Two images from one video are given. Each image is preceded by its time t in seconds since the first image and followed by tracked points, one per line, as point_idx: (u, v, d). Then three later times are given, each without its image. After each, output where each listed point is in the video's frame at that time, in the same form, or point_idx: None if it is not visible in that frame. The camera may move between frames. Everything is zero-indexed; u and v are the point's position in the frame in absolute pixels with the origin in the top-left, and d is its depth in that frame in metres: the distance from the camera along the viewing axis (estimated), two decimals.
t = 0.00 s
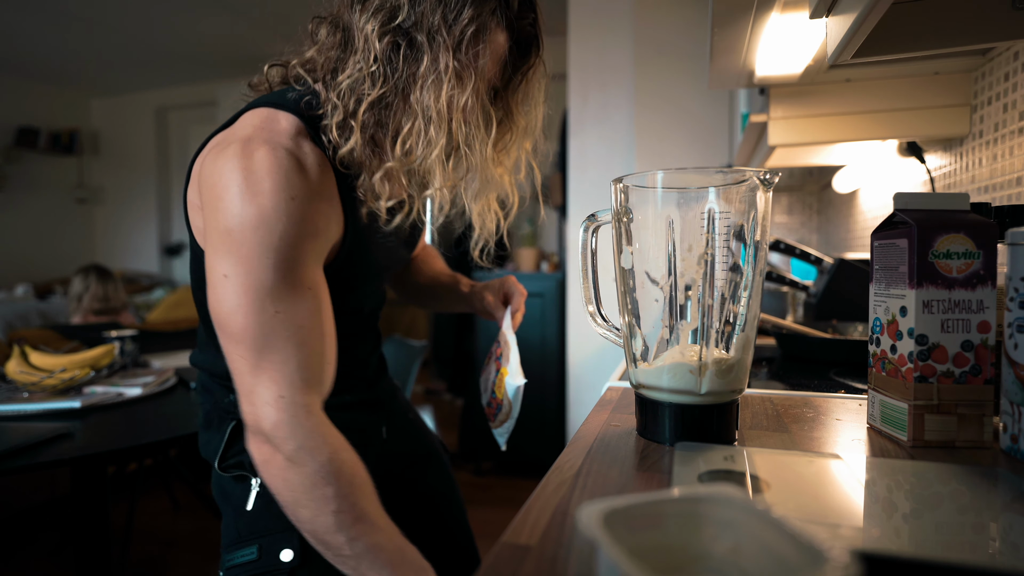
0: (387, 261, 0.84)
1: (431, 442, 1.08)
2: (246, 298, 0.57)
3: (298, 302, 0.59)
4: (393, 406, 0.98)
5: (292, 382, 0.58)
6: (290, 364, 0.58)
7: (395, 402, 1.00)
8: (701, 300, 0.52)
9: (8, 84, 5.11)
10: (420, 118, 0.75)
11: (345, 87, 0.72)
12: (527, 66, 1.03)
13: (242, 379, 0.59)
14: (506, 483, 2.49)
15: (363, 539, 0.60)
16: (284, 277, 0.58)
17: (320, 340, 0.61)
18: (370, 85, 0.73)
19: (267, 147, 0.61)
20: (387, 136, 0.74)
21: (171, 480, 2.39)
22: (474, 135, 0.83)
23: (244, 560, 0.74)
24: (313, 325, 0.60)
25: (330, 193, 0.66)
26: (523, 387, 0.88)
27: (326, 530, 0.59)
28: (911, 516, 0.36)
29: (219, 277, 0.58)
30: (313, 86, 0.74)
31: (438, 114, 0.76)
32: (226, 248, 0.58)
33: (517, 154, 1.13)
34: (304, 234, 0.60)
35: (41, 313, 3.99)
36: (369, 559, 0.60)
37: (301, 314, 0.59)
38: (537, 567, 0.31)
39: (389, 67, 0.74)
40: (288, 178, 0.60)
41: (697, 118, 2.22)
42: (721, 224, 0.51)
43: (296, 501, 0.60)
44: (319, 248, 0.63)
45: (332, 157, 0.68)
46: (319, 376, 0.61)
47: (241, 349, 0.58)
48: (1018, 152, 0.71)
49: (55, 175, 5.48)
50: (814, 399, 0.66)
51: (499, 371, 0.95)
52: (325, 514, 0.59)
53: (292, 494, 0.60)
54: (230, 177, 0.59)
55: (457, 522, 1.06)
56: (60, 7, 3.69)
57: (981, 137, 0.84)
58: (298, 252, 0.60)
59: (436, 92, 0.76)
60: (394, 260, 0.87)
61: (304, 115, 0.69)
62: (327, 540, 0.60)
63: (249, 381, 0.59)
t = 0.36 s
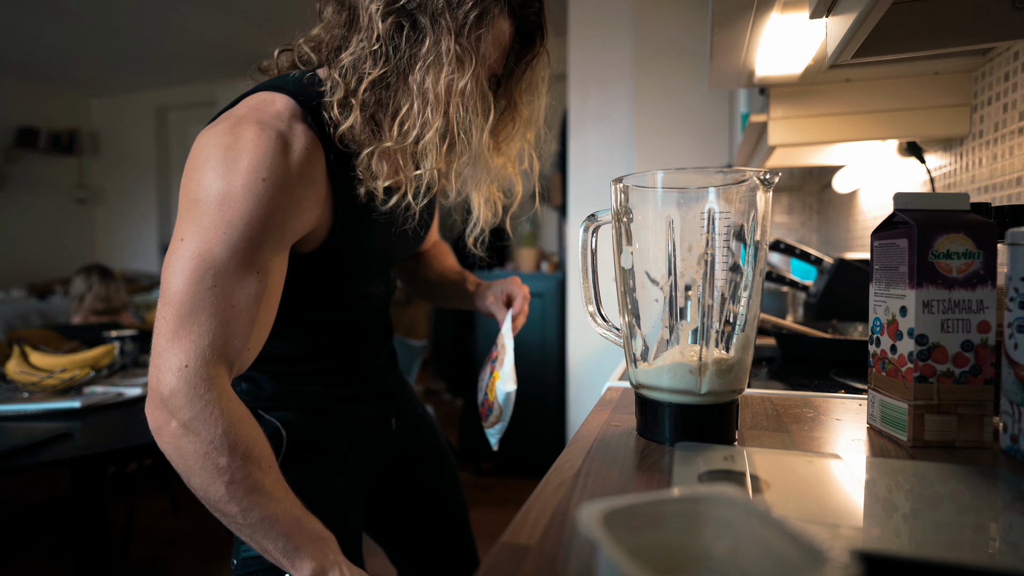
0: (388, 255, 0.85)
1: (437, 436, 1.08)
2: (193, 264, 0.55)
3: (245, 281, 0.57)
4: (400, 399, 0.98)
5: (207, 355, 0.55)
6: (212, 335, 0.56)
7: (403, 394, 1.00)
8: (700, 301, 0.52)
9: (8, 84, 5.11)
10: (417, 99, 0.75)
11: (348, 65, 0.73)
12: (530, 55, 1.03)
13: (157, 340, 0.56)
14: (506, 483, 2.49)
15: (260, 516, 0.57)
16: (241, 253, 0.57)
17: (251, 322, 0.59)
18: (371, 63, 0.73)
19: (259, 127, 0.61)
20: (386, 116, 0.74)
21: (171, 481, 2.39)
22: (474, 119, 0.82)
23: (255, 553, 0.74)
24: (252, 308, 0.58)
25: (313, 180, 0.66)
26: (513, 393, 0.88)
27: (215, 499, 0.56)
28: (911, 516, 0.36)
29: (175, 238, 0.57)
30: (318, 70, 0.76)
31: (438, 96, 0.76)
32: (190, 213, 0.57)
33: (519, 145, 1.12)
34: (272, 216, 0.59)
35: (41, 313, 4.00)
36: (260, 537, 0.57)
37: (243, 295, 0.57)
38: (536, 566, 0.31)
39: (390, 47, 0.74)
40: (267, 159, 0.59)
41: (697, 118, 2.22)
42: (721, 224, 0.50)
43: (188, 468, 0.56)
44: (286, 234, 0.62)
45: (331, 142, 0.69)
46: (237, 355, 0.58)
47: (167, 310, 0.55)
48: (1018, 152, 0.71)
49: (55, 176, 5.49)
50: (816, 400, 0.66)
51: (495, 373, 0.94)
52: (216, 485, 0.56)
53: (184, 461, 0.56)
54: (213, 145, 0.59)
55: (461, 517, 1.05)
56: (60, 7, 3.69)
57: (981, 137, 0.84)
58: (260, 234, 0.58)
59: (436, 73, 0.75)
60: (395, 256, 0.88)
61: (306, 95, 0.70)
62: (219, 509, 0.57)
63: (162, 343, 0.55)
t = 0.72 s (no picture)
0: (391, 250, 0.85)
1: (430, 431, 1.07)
2: (242, 296, 0.57)
3: (292, 302, 0.59)
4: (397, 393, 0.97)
5: (291, 386, 0.59)
6: (288, 365, 0.59)
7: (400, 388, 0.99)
8: (700, 301, 0.52)
9: (8, 84, 5.11)
10: (422, 101, 0.75)
11: (350, 72, 0.73)
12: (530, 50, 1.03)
13: (243, 374, 0.59)
14: (506, 483, 2.50)
15: (342, 535, 0.60)
16: (282, 276, 0.58)
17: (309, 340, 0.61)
18: (374, 70, 0.73)
19: (266, 145, 0.61)
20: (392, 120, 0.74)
21: (171, 480, 2.39)
22: (479, 117, 0.83)
23: (235, 541, 0.74)
24: (304, 326, 0.60)
25: (326, 192, 0.66)
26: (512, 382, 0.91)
27: (308, 523, 0.60)
28: (911, 516, 0.36)
29: (214, 266, 0.60)
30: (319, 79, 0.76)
31: (442, 97, 0.76)
32: (222, 243, 0.58)
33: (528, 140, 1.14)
34: (298, 235, 0.60)
35: (41, 313, 4.00)
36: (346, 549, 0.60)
37: (292, 315, 0.59)
38: (537, 567, 0.31)
39: (392, 50, 0.74)
40: (286, 184, 0.60)
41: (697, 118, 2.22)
42: (722, 224, 0.50)
43: (285, 492, 0.60)
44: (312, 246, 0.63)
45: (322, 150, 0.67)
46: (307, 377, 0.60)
47: (241, 348, 0.58)
48: (1018, 152, 0.71)
49: (56, 176, 5.49)
50: (818, 400, 0.66)
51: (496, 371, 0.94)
52: (306, 505, 0.59)
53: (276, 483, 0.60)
54: (223, 170, 0.60)
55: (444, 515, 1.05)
56: (60, 6, 3.69)
57: (981, 137, 0.84)
58: (290, 253, 0.60)
59: (438, 74, 0.75)
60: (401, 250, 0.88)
61: (309, 109, 0.70)
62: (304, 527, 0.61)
63: (248, 375, 0.59)
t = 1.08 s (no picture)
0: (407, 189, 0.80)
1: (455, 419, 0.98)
2: (161, 142, 0.56)
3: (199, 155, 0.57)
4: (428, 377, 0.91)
5: (150, 206, 0.55)
6: (154, 191, 0.55)
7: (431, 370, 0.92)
8: (700, 300, 0.52)
9: (8, 84, 5.11)
10: None
11: None
12: None
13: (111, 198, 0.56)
14: (506, 483, 2.50)
15: (200, 325, 0.53)
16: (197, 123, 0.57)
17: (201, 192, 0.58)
18: None
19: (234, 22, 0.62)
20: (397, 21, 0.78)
21: (171, 480, 2.40)
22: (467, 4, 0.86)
23: (274, 550, 0.73)
24: (200, 180, 0.58)
25: (292, 77, 0.65)
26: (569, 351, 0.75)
27: (156, 327, 0.54)
28: (911, 516, 0.36)
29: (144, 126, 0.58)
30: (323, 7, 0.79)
31: None
32: (163, 100, 0.59)
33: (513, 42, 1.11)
34: (235, 95, 0.59)
35: (41, 313, 4.00)
36: (215, 344, 0.54)
37: (196, 168, 0.57)
38: (536, 567, 0.31)
39: None
40: (236, 44, 0.60)
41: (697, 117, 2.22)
42: (721, 224, 0.51)
43: (131, 313, 0.54)
44: (249, 117, 0.60)
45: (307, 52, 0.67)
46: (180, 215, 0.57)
47: (127, 181, 0.56)
48: (1017, 152, 0.71)
49: (56, 176, 5.50)
50: (817, 399, 0.66)
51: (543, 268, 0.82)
52: (155, 314, 0.53)
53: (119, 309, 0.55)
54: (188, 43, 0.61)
55: (467, 524, 0.96)
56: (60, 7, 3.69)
57: (981, 137, 0.84)
58: (224, 112, 0.58)
59: None
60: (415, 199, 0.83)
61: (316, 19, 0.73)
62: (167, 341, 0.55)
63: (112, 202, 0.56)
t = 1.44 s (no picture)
0: (419, 144, 0.86)
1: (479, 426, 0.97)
2: (180, 125, 0.67)
3: (211, 118, 0.68)
4: (451, 378, 0.90)
5: (195, 170, 0.65)
6: (193, 156, 0.65)
7: (453, 370, 0.92)
8: (700, 301, 0.52)
9: (9, 84, 5.11)
10: None
11: None
12: None
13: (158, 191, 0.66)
14: (506, 483, 2.50)
15: (301, 213, 0.61)
16: (196, 98, 0.68)
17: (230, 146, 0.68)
18: None
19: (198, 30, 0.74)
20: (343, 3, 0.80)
21: (171, 480, 2.40)
22: None
23: (281, 552, 0.74)
24: (225, 137, 0.68)
25: (262, 53, 0.76)
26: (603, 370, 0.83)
27: (260, 233, 0.60)
28: (910, 516, 0.36)
29: (162, 132, 0.69)
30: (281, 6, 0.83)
31: None
32: (166, 108, 0.70)
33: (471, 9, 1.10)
34: (214, 65, 0.70)
35: (41, 313, 4.00)
36: (324, 216, 0.60)
37: (212, 128, 0.67)
38: (536, 566, 0.31)
39: None
40: (208, 36, 0.72)
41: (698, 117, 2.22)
42: (721, 224, 0.50)
43: (225, 243, 0.61)
44: (237, 82, 0.72)
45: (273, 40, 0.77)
46: (224, 164, 0.67)
47: (160, 169, 0.66)
48: (1017, 152, 0.71)
49: (55, 175, 5.50)
50: (818, 400, 0.66)
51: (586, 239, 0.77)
52: (252, 223, 0.60)
53: (216, 255, 0.61)
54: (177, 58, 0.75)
55: (479, 528, 0.94)
56: (61, 7, 3.69)
57: (981, 137, 0.84)
58: (214, 83, 0.70)
59: None
60: (434, 164, 0.88)
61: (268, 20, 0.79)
62: (278, 244, 0.61)
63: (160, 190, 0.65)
